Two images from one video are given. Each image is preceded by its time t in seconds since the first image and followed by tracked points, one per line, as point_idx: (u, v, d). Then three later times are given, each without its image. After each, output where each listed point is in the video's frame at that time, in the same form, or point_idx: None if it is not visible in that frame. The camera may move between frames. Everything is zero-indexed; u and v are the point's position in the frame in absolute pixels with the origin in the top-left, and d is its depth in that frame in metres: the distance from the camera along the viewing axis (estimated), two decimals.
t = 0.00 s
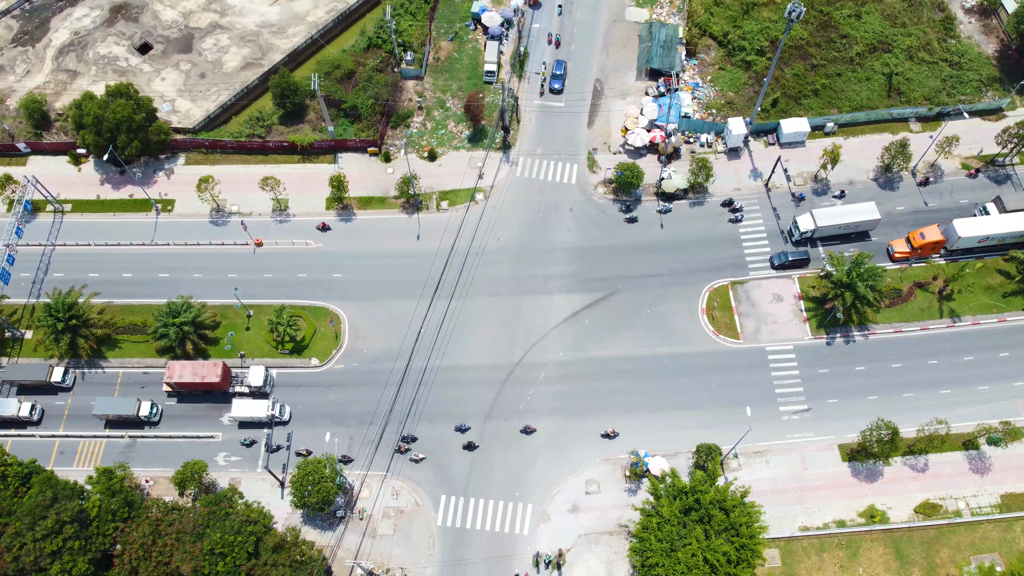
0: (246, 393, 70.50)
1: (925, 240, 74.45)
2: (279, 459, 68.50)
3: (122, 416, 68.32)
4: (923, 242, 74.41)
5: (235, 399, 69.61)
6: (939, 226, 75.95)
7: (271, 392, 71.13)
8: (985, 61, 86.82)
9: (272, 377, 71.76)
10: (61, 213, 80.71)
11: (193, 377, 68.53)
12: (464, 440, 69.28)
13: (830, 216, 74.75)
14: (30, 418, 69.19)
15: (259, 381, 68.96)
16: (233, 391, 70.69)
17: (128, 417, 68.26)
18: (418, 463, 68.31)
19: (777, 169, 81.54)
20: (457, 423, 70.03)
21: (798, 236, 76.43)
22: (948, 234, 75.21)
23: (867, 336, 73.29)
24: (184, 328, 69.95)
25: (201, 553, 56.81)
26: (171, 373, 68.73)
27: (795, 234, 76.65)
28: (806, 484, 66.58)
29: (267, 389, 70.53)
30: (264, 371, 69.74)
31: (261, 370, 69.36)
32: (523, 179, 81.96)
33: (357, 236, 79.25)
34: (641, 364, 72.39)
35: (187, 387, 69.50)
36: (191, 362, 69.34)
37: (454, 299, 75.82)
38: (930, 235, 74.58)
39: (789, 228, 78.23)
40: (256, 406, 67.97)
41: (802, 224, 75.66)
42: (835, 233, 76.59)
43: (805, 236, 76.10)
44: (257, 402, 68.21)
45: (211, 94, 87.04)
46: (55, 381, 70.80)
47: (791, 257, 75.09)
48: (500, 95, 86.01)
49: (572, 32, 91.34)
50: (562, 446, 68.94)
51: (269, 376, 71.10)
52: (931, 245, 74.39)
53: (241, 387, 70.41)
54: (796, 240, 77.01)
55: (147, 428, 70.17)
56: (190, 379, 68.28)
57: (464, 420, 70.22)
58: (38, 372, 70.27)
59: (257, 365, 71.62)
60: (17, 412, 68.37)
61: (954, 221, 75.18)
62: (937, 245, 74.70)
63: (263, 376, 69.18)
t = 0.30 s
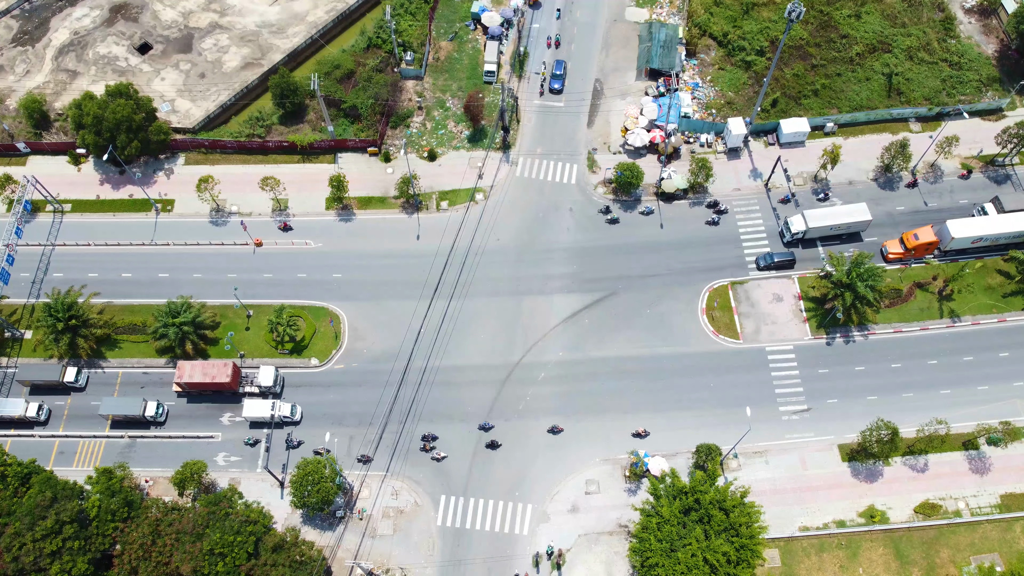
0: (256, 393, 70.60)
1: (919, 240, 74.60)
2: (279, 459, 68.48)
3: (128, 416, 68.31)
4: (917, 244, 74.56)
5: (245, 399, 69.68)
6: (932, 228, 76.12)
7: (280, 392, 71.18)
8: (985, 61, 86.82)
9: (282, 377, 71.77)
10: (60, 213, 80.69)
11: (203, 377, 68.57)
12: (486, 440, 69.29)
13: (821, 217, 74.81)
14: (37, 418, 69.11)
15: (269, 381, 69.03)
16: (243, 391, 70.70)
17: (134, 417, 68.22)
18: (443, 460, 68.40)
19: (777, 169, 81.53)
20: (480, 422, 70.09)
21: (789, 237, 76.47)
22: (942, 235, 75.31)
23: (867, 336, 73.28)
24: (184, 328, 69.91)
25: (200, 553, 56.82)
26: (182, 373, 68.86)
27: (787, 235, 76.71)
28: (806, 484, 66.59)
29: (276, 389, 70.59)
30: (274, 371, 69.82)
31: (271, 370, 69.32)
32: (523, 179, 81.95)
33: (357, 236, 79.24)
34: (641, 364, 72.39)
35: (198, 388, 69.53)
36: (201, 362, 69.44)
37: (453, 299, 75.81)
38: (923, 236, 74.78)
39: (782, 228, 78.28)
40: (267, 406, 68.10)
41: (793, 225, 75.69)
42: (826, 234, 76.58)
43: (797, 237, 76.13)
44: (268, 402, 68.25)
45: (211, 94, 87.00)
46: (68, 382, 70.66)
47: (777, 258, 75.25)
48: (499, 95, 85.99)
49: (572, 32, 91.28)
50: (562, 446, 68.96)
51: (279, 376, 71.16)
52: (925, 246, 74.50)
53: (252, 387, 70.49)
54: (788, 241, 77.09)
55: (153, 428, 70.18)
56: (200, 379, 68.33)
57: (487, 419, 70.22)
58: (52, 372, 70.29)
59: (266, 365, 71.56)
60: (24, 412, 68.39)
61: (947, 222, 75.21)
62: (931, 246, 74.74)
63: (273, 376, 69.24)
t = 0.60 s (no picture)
0: (266, 394, 70.60)
1: (911, 243, 74.34)
2: (277, 460, 68.38)
3: (133, 418, 68.26)
4: (910, 246, 74.37)
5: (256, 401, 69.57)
6: (925, 230, 75.86)
7: (290, 393, 71.22)
8: (984, 63, 86.76)
9: (292, 378, 71.81)
10: (59, 214, 80.61)
11: (213, 378, 68.41)
12: (510, 439, 69.25)
13: (812, 220, 74.66)
14: (44, 419, 69.20)
15: (280, 382, 68.92)
16: (253, 392, 70.62)
17: (139, 418, 68.16)
18: (464, 459, 68.40)
19: (777, 170, 81.47)
20: (505, 421, 69.98)
21: (780, 239, 76.37)
22: (935, 238, 75.09)
23: (867, 338, 73.21)
24: (182, 329, 69.83)
25: (199, 555, 56.69)
26: (192, 373, 68.68)
27: (778, 237, 76.62)
28: (806, 486, 66.57)
29: (287, 390, 70.65)
30: (284, 372, 69.74)
31: (281, 372, 69.34)
32: (522, 180, 81.90)
33: (357, 237, 79.15)
34: (640, 365, 72.35)
35: (207, 389, 69.38)
36: (210, 363, 69.22)
37: (453, 300, 75.75)
38: (916, 238, 74.45)
39: (772, 230, 78.14)
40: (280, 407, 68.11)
41: (784, 228, 75.56)
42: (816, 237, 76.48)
43: (788, 239, 76.00)
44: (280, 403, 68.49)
45: (210, 94, 86.92)
46: (81, 384, 70.47)
47: (761, 261, 75.33)
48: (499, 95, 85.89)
49: (572, 33, 91.13)
50: (562, 447, 68.89)
51: (288, 377, 71.19)
52: (918, 248, 74.21)
53: (261, 387, 70.49)
54: (778, 243, 76.98)
55: (158, 429, 70.13)
56: (210, 380, 68.18)
57: (512, 419, 70.12)
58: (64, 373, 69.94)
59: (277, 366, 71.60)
60: (31, 413, 68.41)
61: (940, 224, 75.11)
62: (924, 248, 74.48)
63: (283, 378, 69.18)
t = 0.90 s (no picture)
0: (277, 398, 70.48)
1: (905, 247, 74.11)
2: (276, 465, 68.17)
3: (139, 422, 68.12)
4: (904, 250, 74.00)
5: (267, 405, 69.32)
6: (918, 234, 75.65)
7: (300, 397, 71.01)
8: (985, 66, 86.58)
9: (302, 382, 71.59)
10: (57, 217, 80.40)
11: (224, 382, 67.99)
12: (534, 442, 69.13)
13: (803, 224, 74.44)
14: (50, 423, 68.99)
15: (290, 386, 68.72)
16: (263, 396, 70.43)
17: (145, 422, 67.99)
18: (488, 458, 68.39)
19: (777, 174, 81.26)
20: (530, 425, 69.83)
21: (772, 243, 76.21)
22: (928, 242, 74.87)
23: (867, 342, 73.05)
24: (181, 333, 69.72)
25: (197, 560, 57.03)
26: (202, 378, 68.15)
27: (770, 241, 76.42)
28: (806, 490, 66.44)
29: (297, 394, 70.47)
30: (295, 377, 69.45)
31: (291, 375, 68.95)
32: (522, 183, 81.75)
33: (356, 240, 78.97)
34: (640, 369, 72.18)
35: (218, 393, 69.02)
36: (221, 367, 68.78)
37: (452, 304, 75.57)
38: (910, 243, 74.32)
39: (764, 235, 77.90)
40: (292, 411, 67.79)
41: (775, 232, 75.33)
42: (807, 241, 76.30)
43: (779, 243, 75.79)
44: (293, 408, 67.91)
45: (209, 97, 86.71)
46: (92, 388, 69.83)
47: (746, 266, 74.84)
48: (499, 98, 85.66)
49: (571, 35, 90.83)
50: (561, 451, 68.73)
51: (299, 381, 70.96)
52: (912, 253, 74.05)
53: (272, 391, 70.27)
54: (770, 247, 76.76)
55: (164, 433, 69.91)
56: (221, 384, 67.77)
57: (537, 421, 69.99)
58: (76, 377, 69.15)
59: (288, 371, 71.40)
60: (37, 417, 68.32)
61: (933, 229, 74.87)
62: (918, 253, 74.38)
63: (294, 381, 68.88)
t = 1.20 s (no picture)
0: (287, 404, 70.06)
1: (900, 253, 73.88)
2: (275, 472, 67.90)
3: (145, 429, 67.77)
4: (898, 256, 73.88)
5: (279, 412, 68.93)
6: (914, 240, 75.45)
7: (312, 403, 70.64)
8: (986, 70, 86.31)
9: (312, 388, 71.15)
10: (56, 222, 80.14)
11: (235, 389, 67.95)
12: (560, 447, 68.96)
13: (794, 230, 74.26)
14: (56, 430, 68.76)
15: (300, 393, 68.42)
16: (273, 403, 70.14)
17: (152, 429, 67.67)
18: (515, 459, 68.40)
19: (777, 179, 81.00)
20: (558, 429, 69.69)
21: (763, 250, 76.12)
22: (923, 248, 74.57)
23: (868, 348, 72.81)
24: (179, 339, 69.70)
25: (195, 569, 56.87)
26: (212, 385, 68.10)
27: (761, 248, 76.28)
28: (807, 498, 66.20)
29: (308, 400, 70.02)
30: (305, 383, 69.18)
31: (302, 383, 68.62)
32: (522, 188, 81.50)
33: (355, 246, 78.71)
34: (640, 375, 71.93)
35: (228, 399, 68.83)
36: (231, 374, 68.79)
37: (451, 309, 75.33)
38: (905, 249, 74.06)
39: (756, 241, 77.81)
40: (304, 418, 67.35)
41: (767, 238, 75.20)
42: (800, 248, 76.10)
43: (771, 250, 75.68)
44: (306, 414, 67.38)
45: (208, 101, 86.43)
46: (104, 395, 69.93)
47: (729, 274, 74.95)
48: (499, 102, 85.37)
49: (572, 39, 90.48)
50: (561, 458, 68.49)
51: (310, 387, 70.63)
52: (906, 259, 73.81)
53: (283, 398, 69.88)
54: (762, 254, 76.62)
55: (170, 440, 69.56)
56: (231, 391, 67.72)
57: (566, 426, 69.82)
58: (88, 384, 69.22)
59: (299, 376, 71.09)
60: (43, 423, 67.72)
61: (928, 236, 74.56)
62: (912, 259, 74.10)
63: (305, 389, 68.61)
